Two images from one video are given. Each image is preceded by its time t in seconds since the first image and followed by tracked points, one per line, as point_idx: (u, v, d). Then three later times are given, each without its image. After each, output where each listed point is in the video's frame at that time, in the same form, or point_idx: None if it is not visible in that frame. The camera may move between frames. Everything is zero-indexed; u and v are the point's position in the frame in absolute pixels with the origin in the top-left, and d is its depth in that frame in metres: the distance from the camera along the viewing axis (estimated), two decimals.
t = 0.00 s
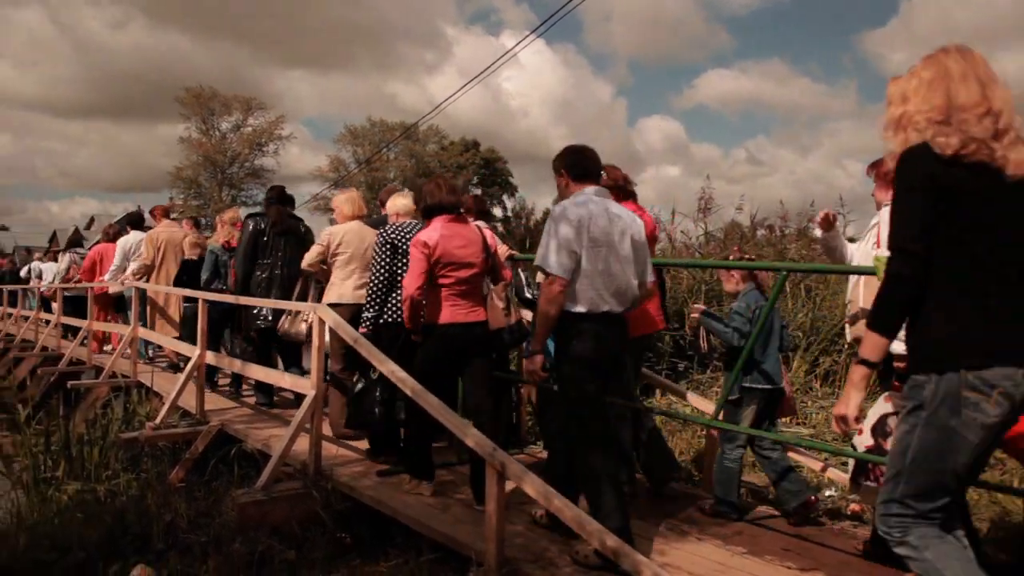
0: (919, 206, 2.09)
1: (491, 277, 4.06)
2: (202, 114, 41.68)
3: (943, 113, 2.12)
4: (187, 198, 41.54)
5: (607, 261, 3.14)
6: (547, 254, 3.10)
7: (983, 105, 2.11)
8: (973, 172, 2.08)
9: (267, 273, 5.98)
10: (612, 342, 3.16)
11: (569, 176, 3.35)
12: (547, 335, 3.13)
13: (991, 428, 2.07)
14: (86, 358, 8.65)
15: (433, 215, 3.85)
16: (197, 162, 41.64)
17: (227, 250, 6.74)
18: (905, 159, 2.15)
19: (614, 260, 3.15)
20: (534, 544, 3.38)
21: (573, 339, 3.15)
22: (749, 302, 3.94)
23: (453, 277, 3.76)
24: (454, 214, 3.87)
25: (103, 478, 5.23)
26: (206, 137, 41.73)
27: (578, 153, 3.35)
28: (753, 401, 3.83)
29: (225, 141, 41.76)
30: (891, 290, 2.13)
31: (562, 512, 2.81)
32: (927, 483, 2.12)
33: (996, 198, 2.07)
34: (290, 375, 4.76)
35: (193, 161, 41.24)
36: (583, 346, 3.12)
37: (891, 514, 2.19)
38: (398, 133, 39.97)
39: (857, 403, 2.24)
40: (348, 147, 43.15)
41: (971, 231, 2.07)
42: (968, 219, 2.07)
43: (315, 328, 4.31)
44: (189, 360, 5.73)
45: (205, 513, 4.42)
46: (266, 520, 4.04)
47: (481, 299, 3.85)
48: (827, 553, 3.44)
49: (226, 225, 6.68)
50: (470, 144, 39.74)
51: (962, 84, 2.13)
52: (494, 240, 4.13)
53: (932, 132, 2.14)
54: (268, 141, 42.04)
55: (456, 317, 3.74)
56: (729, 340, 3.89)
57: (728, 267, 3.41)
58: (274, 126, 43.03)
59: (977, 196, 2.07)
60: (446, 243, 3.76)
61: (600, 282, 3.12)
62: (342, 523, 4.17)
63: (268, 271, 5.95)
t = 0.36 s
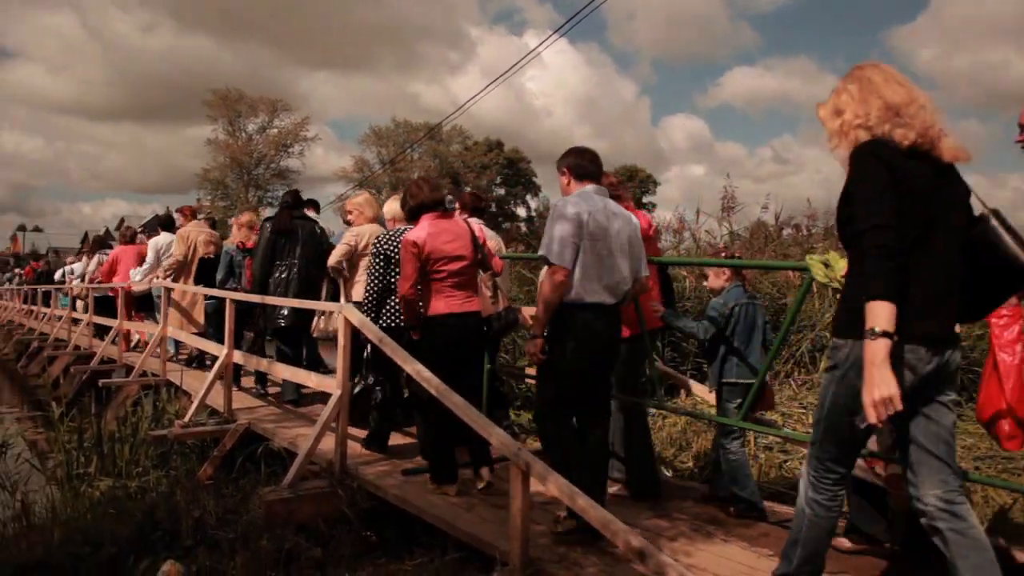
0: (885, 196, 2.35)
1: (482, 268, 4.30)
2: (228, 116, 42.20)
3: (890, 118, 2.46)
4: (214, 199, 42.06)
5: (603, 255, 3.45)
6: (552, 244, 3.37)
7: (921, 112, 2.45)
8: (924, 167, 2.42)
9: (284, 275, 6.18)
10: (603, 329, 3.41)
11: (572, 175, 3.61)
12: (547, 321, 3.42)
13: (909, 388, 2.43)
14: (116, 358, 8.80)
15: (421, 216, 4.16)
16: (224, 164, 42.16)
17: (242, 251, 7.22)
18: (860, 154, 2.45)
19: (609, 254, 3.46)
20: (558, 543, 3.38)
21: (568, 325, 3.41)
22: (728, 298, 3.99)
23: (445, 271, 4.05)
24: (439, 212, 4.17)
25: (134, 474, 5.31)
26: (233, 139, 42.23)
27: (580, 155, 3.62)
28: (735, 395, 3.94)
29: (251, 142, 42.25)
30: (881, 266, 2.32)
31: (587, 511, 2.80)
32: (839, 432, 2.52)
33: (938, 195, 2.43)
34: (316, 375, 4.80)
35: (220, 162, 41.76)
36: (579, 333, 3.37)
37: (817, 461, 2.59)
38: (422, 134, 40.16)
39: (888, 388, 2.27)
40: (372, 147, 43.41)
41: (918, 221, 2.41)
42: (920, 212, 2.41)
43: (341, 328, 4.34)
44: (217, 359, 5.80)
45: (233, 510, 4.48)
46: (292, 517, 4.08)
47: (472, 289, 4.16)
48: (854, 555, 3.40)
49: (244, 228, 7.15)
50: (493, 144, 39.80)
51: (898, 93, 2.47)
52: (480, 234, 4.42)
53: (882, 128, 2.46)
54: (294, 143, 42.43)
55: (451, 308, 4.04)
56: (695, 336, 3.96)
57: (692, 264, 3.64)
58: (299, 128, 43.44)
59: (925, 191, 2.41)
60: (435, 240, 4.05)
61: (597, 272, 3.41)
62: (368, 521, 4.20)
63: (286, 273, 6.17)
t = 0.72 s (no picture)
0: (797, 214, 2.46)
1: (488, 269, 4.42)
2: (258, 118, 42.72)
3: (818, 138, 2.49)
4: (243, 199, 42.59)
5: (598, 258, 3.45)
6: (546, 249, 3.42)
7: (845, 135, 2.49)
8: (836, 188, 2.49)
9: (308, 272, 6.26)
10: (600, 328, 3.44)
11: (568, 182, 3.59)
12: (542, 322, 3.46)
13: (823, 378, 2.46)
14: (149, 356, 8.95)
15: (432, 218, 4.28)
16: (253, 165, 42.68)
17: (262, 249, 7.46)
18: (787, 173, 2.51)
19: (605, 257, 3.46)
20: (586, 544, 3.37)
21: (563, 323, 3.45)
22: (728, 296, 4.07)
23: (456, 270, 4.15)
24: (451, 213, 4.29)
25: (167, 471, 5.40)
26: (262, 140, 42.74)
27: (576, 161, 3.60)
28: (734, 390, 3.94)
29: (280, 144, 42.74)
30: (774, 278, 2.47)
31: (614, 513, 2.79)
32: (789, 421, 2.51)
33: (853, 213, 2.50)
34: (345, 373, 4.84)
35: (249, 163, 42.28)
36: (572, 332, 3.42)
37: (778, 454, 2.57)
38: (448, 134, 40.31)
39: (732, 371, 2.50)
40: (399, 147, 43.68)
41: (829, 238, 2.48)
42: (832, 228, 2.48)
43: (369, 327, 4.37)
44: (247, 358, 5.87)
45: (263, 507, 4.54)
46: (321, 515, 4.12)
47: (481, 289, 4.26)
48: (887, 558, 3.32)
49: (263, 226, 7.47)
50: (519, 144, 39.82)
51: (826, 113, 2.50)
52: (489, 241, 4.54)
53: (805, 149, 2.51)
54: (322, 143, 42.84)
55: (461, 305, 4.13)
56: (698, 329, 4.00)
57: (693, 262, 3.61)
58: (327, 129, 43.85)
59: (839, 209, 2.48)
60: (447, 241, 4.17)
61: (591, 276, 3.42)
62: (395, 519, 4.22)
63: (309, 269, 6.25)
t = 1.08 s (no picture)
0: (740, 216, 2.79)
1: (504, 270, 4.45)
2: (288, 120, 43.22)
3: (781, 150, 2.76)
4: (274, 200, 43.10)
5: (585, 256, 3.56)
6: (535, 247, 3.50)
7: (807, 148, 2.76)
8: (792, 199, 2.75)
9: (327, 272, 6.43)
10: (590, 326, 3.54)
11: (558, 181, 3.70)
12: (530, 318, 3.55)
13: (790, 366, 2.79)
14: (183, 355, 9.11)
15: (449, 217, 4.30)
16: (283, 166, 43.18)
17: (288, 251, 7.64)
18: (745, 184, 2.81)
19: (592, 254, 3.58)
20: (615, 545, 3.35)
21: (554, 320, 3.53)
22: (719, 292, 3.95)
23: (469, 271, 4.21)
24: (467, 216, 4.32)
25: (200, 468, 5.49)
26: (292, 141, 43.24)
27: (567, 161, 3.72)
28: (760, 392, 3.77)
29: (309, 145, 43.23)
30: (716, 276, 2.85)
31: (644, 514, 2.78)
32: (778, 407, 2.79)
33: (807, 217, 2.77)
34: (374, 373, 4.88)
35: (280, 165, 42.79)
36: (564, 328, 3.50)
37: (775, 445, 2.81)
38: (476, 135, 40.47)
39: (670, 334, 3.11)
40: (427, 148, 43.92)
41: (785, 245, 2.77)
42: (788, 235, 2.76)
43: (398, 327, 4.40)
44: (278, 357, 5.93)
45: (294, 504, 4.59)
46: (351, 513, 4.15)
47: (494, 289, 4.32)
48: (930, 568, 3.23)
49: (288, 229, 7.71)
50: (547, 144, 39.87)
51: (792, 128, 2.78)
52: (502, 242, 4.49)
53: (767, 159, 2.78)
54: (350, 145, 43.23)
55: (473, 305, 4.22)
56: (710, 321, 3.88)
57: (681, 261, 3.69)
58: (356, 130, 44.25)
59: (795, 216, 2.76)
60: (462, 242, 4.20)
61: (579, 273, 3.53)
62: (424, 518, 4.24)
63: (327, 269, 6.42)
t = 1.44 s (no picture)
0: (726, 219, 2.88)
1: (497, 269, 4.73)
2: (316, 121, 43.65)
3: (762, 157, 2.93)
4: (303, 201, 43.54)
5: (589, 258, 3.67)
6: (539, 251, 3.62)
7: (785, 156, 2.94)
8: (766, 196, 2.91)
9: (344, 270, 6.57)
10: (593, 326, 3.67)
11: (557, 188, 3.84)
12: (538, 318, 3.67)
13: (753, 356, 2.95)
14: (215, 354, 9.25)
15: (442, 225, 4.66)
16: (312, 167, 43.62)
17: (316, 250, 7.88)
18: (725, 189, 2.91)
19: (595, 256, 3.69)
20: (643, 545, 3.34)
21: (560, 319, 3.66)
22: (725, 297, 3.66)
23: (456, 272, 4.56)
24: (459, 221, 4.69)
25: (231, 465, 5.57)
26: (320, 142, 43.66)
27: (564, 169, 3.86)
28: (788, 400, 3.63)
29: (337, 146, 43.63)
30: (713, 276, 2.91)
31: (672, 515, 2.76)
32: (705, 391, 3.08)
33: (779, 219, 2.93)
34: (402, 372, 4.91)
35: (308, 166, 43.23)
36: (570, 328, 3.63)
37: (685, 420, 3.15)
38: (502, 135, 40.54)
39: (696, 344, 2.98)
40: (453, 148, 44.08)
41: (759, 239, 2.91)
42: (764, 231, 2.91)
43: (426, 326, 4.42)
44: (307, 356, 5.99)
45: (323, 502, 4.64)
46: (379, 512, 4.18)
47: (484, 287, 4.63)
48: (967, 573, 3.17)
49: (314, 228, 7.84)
50: (573, 144, 39.84)
51: (770, 137, 2.96)
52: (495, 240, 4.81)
53: (745, 160, 2.93)
54: (378, 145, 43.55)
55: (467, 302, 4.52)
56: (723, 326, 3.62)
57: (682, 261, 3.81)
58: (383, 131, 44.57)
59: (770, 216, 2.91)
60: (451, 246, 4.57)
61: (584, 273, 3.64)
62: (452, 517, 4.26)
63: (344, 269, 6.55)
